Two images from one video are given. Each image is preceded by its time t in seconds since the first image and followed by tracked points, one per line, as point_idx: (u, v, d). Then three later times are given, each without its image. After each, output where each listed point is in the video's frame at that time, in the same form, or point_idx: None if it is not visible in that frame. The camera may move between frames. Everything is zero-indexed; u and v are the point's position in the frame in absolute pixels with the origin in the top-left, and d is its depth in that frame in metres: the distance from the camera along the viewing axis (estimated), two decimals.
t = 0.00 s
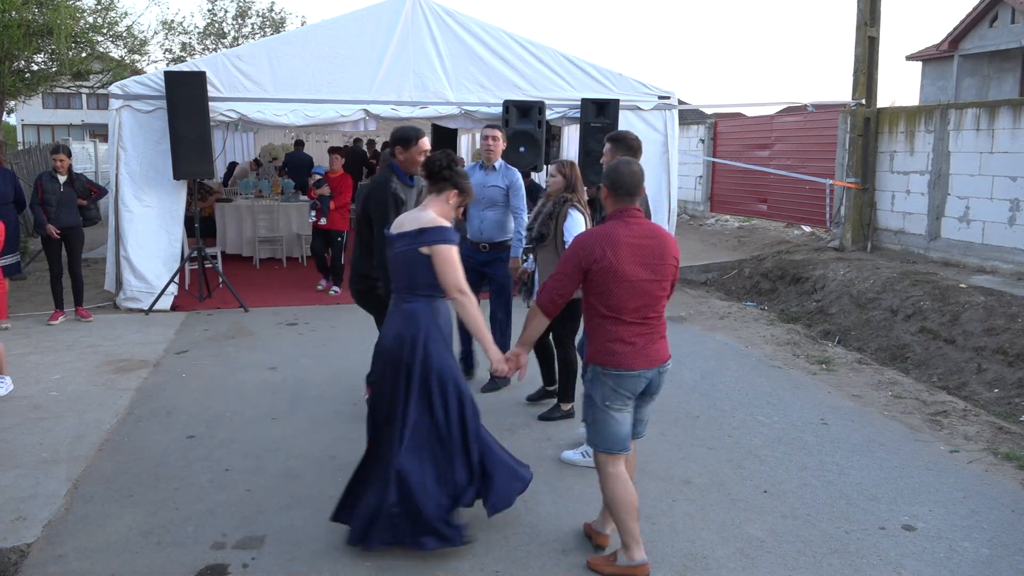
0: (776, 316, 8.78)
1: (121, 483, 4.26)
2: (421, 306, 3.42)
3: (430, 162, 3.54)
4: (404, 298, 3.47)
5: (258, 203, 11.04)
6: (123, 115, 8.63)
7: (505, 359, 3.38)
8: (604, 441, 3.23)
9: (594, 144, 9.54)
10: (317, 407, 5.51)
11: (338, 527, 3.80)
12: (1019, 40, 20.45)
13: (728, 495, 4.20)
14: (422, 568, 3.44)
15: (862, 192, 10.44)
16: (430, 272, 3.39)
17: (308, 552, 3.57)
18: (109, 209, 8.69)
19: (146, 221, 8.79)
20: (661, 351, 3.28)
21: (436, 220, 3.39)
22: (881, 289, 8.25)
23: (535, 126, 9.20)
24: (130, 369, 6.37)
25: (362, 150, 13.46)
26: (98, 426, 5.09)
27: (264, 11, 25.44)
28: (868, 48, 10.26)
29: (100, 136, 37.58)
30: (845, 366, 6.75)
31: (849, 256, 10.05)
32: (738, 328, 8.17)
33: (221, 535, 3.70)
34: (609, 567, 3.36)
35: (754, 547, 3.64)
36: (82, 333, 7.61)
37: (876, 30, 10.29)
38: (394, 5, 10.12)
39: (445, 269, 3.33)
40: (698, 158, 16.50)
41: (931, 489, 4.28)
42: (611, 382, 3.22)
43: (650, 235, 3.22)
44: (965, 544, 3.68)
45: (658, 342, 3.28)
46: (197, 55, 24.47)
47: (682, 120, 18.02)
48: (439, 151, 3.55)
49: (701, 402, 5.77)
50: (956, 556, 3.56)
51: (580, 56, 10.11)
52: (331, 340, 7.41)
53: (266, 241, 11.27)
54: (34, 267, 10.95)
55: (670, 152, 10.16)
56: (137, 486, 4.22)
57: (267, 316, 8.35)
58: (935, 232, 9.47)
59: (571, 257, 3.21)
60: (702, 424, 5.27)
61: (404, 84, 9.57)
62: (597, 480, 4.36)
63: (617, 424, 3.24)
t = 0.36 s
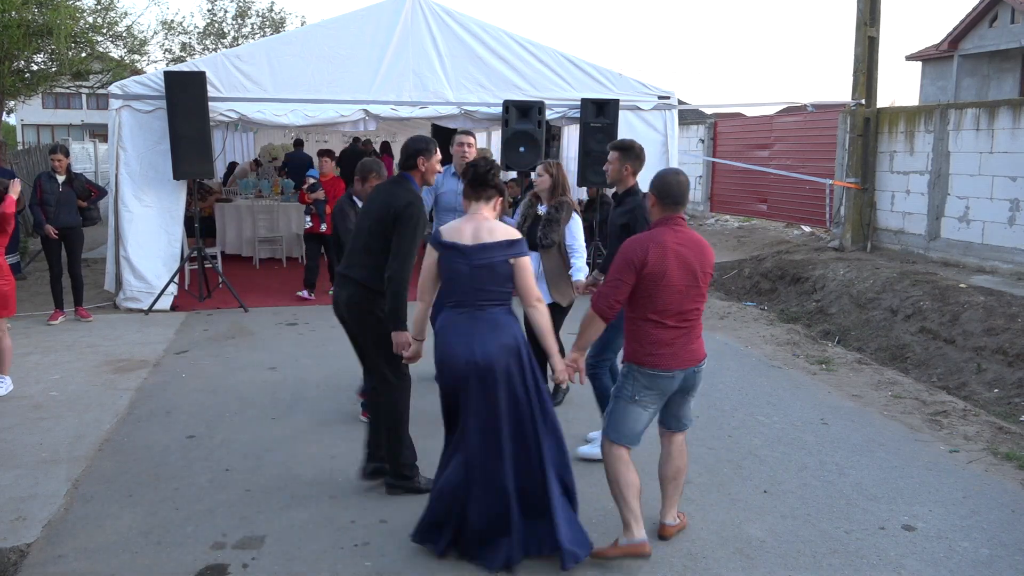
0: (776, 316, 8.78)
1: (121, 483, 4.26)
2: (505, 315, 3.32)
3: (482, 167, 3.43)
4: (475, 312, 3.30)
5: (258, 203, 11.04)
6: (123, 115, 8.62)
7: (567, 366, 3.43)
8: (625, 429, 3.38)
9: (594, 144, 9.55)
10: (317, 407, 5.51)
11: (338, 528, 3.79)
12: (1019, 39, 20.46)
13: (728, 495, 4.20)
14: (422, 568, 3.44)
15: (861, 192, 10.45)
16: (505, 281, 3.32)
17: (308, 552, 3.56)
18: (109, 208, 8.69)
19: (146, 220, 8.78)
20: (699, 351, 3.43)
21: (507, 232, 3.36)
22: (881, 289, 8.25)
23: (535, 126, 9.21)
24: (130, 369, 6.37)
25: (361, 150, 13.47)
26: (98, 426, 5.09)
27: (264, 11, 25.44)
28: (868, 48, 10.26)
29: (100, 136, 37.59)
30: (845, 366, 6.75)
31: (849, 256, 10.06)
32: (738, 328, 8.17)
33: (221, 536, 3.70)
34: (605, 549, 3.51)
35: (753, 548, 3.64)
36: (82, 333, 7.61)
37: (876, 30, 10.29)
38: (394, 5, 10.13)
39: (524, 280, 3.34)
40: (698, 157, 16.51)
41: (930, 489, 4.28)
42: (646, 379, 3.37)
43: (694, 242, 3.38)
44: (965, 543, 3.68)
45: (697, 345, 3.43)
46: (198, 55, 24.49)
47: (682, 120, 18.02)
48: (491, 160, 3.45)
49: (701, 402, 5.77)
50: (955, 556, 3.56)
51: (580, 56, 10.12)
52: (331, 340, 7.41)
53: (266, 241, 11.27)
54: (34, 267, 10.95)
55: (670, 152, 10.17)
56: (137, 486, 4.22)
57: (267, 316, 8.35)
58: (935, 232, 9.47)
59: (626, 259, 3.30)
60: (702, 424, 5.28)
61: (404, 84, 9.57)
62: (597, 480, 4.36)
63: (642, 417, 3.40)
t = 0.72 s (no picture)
0: (775, 316, 8.78)
1: (120, 483, 4.26)
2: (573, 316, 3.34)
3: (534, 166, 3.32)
4: (549, 320, 3.25)
5: (259, 203, 11.04)
6: (123, 115, 8.62)
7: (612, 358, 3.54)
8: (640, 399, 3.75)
9: (594, 144, 9.56)
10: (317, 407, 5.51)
11: (339, 528, 3.80)
12: (1018, 40, 20.48)
13: (728, 495, 4.20)
14: (422, 568, 3.44)
15: (861, 192, 10.46)
16: (570, 285, 3.30)
17: (308, 552, 3.56)
18: (109, 208, 8.69)
19: (146, 220, 8.78)
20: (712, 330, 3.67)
21: (563, 240, 3.33)
22: (880, 289, 8.25)
23: (535, 125, 9.20)
24: (130, 369, 6.37)
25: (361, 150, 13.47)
26: (98, 426, 5.09)
27: (264, 11, 25.44)
28: (868, 47, 10.26)
29: (101, 136, 37.60)
30: (845, 366, 6.75)
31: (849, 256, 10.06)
32: (738, 328, 8.17)
33: (221, 536, 3.70)
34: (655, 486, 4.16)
35: (753, 547, 3.64)
36: (82, 333, 7.61)
37: (876, 30, 10.29)
38: (394, 4, 10.13)
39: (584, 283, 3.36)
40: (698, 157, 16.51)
41: (930, 489, 4.28)
42: (654, 353, 3.66)
43: (705, 224, 3.62)
44: (965, 543, 3.68)
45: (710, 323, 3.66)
46: (198, 55, 24.50)
47: (682, 120, 18.02)
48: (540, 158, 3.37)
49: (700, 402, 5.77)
50: (955, 556, 3.56)
51: (580, 56, 10.12)
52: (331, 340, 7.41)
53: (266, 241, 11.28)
54: (33, 267, 10.95)
55: (670, 153, 10.18)
56: (136, 486, 4.22)
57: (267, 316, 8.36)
58: (935, 232, 9.47)
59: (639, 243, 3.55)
60: (702, 423, 5.28)
61: (404, 84, 9.57)
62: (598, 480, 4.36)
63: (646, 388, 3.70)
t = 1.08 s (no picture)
0: (775, 316, 8.78)
1: (120, 483, 4.26)
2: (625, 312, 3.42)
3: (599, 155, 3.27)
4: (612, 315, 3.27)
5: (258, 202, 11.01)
6: (123, 114, 8.61)
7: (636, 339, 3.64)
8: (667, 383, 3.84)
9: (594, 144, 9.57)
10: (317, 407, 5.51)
11: (340, 528, 3.80)
12: (1018, 40, 20.49)
13: (728, 495, 4.20)
14: (422, 568, 3.44)
15: (861, 192, 10.46)
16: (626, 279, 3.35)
17: (308, 552, 3.56)
18: (109, 208, 8.68)
19: (145, 220, 8.78)
20: (727, 299, 4.01)
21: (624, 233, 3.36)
22: (880, 289, 8.25)
23: (535, 126, 9.21)
24: (129, 369, 6.37)
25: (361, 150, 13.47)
26: (98, 426, 5.09)
27: (264, 11, 25.44)
28: (868, 47, 10.26)
29: (100, 136, 37.59)
30: (845, 365, 6.75)
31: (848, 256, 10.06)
32: (739, 328, 8.17)
33: (220, 536, 3.70)
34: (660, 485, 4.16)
35: (753, 547, 3.64)
36: (82, 333, 7.61)
37: (876, 30, 10.30)
38: (394, 4, 10.13)
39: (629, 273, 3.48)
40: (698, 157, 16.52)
41: (930, 489, 4.28)
42: (678, 332, 3.86)
43: (710, 205, 3.86)
44: (965, 543, 3.68)
45: (725, 294, 4.01)
46: (198, 55, 24.50)
47: (682, 120, 18.02)
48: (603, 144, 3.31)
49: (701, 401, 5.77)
50: (955, 556, 3.56)
51: (580, 56, 10.12)
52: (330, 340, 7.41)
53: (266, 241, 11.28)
54: (33, 268, 10.95)
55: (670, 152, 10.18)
56: (136, 486, 4.22)
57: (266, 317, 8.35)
58: (934, 232, 9.47)
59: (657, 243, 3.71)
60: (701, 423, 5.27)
61: (404, 84, 9.57)
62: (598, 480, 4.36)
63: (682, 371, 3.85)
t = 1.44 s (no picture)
0: (775, 316, 8.77)
1: (119, 483, 4.26)
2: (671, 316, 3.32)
3: (659, 169, 3.15)
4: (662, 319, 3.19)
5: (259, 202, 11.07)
6: (122, 115, 8.61)
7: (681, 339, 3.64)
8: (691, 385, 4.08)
9: (593, 144, 9.59)
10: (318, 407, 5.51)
11: (340, 528, 3.79)
12: (1018, 40, 20.50)
13: (728, 495, 4.20)
14: (422, 569, 3.44)
15: (860, 192, 10.47)
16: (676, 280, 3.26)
17: (308, 552, 3.56)
18: (109, 208, 8.68)
19: (145, 220, 8.77)
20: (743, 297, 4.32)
21: (664, 238, 3.24)
22: (880, 289, 8.25)
23: (535, 126, 9.21)
24: (129, 369, 6.37)
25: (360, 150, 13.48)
26: (98, 426, 5.09)
27: (264, 11, 25.45)
28: (868, 47, 10.26)
29: (100, 136, 37.59)
30: (845, 365, 6.75)
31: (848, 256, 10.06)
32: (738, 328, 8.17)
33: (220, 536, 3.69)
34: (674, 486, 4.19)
35: (753, 548, 3.64)
36: (81, 333, 7.61)
37: (876, 30, 10.30)
38: (394, 4, 10.14)
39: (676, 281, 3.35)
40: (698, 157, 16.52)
41: (930, 489, 4.28)
42: (727, 339, 4.06)
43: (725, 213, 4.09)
44: (965, 543, 3.68)
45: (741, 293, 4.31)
46: (198, 55, 24.49)
47: (682, 120, 18.02)
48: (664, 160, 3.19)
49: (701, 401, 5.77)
50: (955, 556, 3.56)
51: (580, 56, 10.12)
52: (331, 340, 7.41)
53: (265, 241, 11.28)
54: (33, 268, 10.95)
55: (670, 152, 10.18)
56: (136, 486, 4.22)
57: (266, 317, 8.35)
58: (934, 232, 9.47)
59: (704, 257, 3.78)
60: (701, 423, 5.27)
61: (404, 84, 9.57)
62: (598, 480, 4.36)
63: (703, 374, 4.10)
